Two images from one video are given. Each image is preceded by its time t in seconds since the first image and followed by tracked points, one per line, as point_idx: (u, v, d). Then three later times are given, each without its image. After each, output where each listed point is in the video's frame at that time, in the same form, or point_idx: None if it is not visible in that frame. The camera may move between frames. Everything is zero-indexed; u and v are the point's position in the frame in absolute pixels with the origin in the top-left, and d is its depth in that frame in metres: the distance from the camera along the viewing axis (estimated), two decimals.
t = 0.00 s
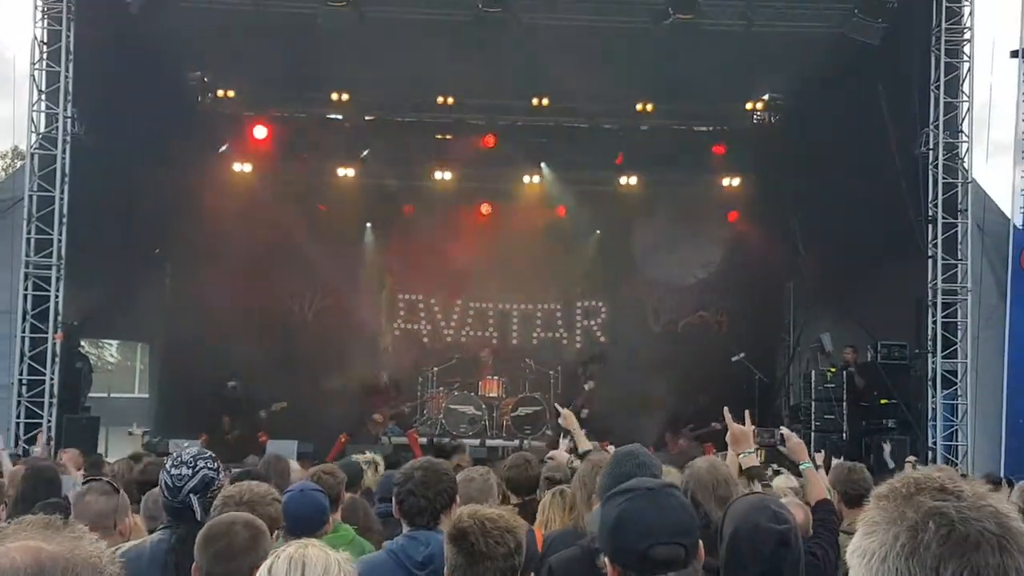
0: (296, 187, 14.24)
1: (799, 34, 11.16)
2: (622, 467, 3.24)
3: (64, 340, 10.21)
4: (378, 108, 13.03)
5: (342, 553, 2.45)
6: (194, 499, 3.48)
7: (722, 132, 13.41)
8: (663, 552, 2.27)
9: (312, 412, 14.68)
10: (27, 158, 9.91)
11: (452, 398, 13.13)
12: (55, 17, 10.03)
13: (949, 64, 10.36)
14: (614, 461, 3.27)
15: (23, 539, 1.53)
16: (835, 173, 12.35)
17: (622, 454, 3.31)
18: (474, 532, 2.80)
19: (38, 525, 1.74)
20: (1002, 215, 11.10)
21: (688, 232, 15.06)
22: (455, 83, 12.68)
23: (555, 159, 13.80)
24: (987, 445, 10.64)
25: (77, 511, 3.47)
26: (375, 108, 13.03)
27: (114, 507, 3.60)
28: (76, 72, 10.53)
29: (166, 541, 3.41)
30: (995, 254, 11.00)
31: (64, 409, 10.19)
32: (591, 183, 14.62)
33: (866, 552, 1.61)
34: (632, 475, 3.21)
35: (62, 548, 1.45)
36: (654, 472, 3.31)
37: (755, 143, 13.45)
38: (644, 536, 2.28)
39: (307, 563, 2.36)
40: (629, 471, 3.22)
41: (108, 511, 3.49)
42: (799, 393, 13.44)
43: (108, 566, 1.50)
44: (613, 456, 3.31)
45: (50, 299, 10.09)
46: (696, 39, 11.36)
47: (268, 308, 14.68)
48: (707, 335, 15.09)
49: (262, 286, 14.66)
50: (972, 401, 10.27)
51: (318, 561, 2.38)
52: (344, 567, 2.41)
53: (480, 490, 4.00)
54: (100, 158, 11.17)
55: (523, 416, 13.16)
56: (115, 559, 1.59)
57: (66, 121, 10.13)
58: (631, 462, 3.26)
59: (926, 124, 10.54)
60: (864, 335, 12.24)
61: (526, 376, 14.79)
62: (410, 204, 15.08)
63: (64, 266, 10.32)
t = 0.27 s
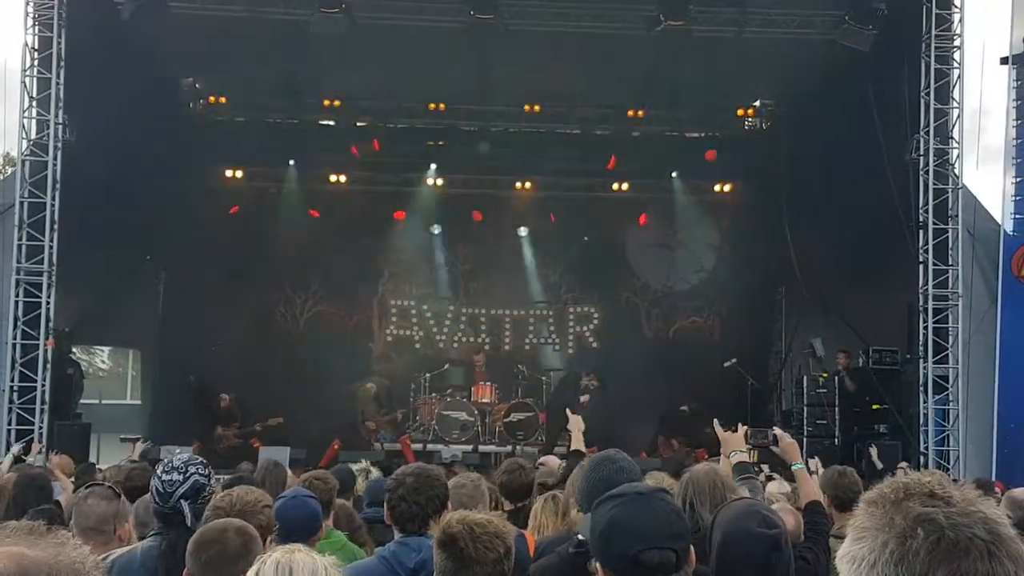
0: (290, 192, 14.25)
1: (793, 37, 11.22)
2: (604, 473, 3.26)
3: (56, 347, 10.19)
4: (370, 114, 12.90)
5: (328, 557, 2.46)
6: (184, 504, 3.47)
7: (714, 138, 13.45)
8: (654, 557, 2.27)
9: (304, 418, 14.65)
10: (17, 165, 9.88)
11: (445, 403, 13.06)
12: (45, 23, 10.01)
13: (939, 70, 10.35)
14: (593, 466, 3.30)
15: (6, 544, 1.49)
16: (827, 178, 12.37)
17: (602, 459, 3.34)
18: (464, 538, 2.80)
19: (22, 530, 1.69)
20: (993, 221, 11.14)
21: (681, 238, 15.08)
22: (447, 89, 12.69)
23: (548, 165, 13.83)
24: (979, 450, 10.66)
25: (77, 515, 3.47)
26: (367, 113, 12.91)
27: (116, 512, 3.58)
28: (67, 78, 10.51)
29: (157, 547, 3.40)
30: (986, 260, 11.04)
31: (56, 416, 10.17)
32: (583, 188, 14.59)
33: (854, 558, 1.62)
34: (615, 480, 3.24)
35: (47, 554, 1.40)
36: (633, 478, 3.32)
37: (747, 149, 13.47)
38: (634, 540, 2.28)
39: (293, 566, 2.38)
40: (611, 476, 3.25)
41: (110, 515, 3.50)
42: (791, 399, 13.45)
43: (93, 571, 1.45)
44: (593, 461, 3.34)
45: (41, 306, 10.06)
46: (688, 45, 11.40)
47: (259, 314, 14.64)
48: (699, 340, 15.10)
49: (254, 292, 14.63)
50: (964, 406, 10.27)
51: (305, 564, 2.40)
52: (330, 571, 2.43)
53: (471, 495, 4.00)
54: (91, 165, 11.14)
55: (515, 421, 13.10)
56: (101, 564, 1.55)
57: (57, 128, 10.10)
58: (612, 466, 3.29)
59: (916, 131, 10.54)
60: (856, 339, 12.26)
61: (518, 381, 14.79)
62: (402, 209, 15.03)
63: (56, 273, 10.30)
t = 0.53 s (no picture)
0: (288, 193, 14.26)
1: (791, 39, 11.21)
2: (598, 473, 3.27)
3: (54, 347, 10.18)
4: (368, 115, 13.01)
5: (328, 556, 2.46)
6: (184, 504, 3.48)
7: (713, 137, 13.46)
8: (653, 554, 2.26)
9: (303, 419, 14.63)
10: (16, 165, 9.89)
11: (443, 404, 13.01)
12: (43, 23, 10.02)
13: (938, 69, 10.41)
14: (583, 466, 3.31)
15: (5, 542, 1.49)
16: (824, 178, 12.39)
17: (592, 459, 3.35)
18: (463, 535, 2.79)
19: (21, 528, 1.68)
20: (992, 220, 11.16)
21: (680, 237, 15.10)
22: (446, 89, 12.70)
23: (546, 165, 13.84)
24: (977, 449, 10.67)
25: (82, 517, 3.47)
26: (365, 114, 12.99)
27: (124, 511, 3.58)
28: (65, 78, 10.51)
29: (156, 546, 3.40)
30: (984, 259, 11.06)
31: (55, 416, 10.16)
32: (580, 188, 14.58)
33: (854, 555, 1.62)
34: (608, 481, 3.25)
35: (45, 551, 1.41)
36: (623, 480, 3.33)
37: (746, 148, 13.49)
38: (636, 537, 2.28)
39: (294, 564, 2.37)
40: (603, 477, 3.26)
41: (118, 514, 3.49)
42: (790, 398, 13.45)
43: (91, 568, 1.45)
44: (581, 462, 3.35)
45: (39, 306, 10.06)
46: (686, 44, 11.40)
47: (258, 315, 14.65)
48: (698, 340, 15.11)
49: (253, 292, 14.63)
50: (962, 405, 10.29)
51: (306, 562, 2.40)
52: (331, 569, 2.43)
53: (469, 493, 3.99)
54: (89, 166, 11.14)
55: (515, 421, 12.92)
56: (98, 562, 1.55)
57: (55, 128, 10.10)
58: (602, 466, 3.30)
59: (916, 129, 10.60)
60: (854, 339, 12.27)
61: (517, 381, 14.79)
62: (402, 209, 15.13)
63: (54, 274, 10.29)
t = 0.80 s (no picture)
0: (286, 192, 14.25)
1: (789, 37, 11.23)
2: (600, 473, 3.28)
3: (54, 348, 10.18)
4: (367, 114, 13.03)
5: (330, 555, 2.47)
6: (185, 503, 3.47)
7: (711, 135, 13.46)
8: (654, 551, 2.26)
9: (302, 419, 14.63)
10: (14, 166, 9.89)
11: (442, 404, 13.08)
12: (42, 24, 10.02)
13: (936, 67, 10.40)
14: (586, 466, 3.31)
15: (6, 542, 1.48)
16: (823, 177, 12.40)
17: (596, 458, 3.36)
18: (464, 533, 2.79)
19: (23, 528, 1.68)
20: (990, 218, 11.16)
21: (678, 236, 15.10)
22: (445, 88, 12.70)
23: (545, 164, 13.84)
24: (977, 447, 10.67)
25: (85, 516, 3.47)
26: (364, 113, 13.00)
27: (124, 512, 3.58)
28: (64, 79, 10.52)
29: (156, 547, 3.39)
30: (983, 256, 11.06)
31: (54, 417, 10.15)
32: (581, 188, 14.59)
33: (855, 553, 1.62)
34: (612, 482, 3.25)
35: (46, 551, 1.40)
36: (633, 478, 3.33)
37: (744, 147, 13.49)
38: (637, 533, 2.28)
39: (297, 563, 2.37)
40: (607, 477, 3.26)
41: (116, 516, 3.49)
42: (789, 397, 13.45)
43: (92, 568, 1.45)
44: (585, 461, 3.35)
45: (39, 307, 10.06)
46: (685, 43, 11.41)
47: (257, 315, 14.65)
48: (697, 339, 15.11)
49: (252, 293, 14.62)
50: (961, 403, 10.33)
51: (308, 561, 2.40)
52: (334, 569, 2.43)
53: (469, 493, 3.99)
54: (89, 166, 11.15)
55: (513, 421, 13.03)
56: (100, 561, 1.55)
57: (54, 129, 10.10)
58: (607, 466, 3.30)
59: (913, 128, 10.58)
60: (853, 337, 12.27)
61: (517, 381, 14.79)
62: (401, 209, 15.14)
63: (53, 275, 10.30)
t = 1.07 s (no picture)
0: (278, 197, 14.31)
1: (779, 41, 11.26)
2: (597, 474, 3.29)
3: (46, 353, 10.16)
4: (360, 118, 13.04)
5: (326, 559, 2.47)
6: (178, 507, 3.48)
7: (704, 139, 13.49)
8: (649, 553, 2.27)
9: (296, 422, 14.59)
10: (5, 171, 9.87)
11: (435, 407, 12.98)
12: (34, 28, 10.01)
13: (928, 71, 10.43)
14: (587, 468, 3.32)
15: (1, 547, 1.49)
16: (815, 180, 12.42)
17: (597, 460, 3.36)
18: (458, 537, 2.80)
19: (17, 532, 1.68)
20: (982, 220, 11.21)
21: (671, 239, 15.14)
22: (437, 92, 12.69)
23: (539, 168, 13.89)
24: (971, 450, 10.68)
25: (78, 520, 3.47)
26: (357, 118, 13.02)
27: (117, 516, 3.57)
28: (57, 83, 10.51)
29: (149, 551, 3.39)
30: (975, 259, 11.10)
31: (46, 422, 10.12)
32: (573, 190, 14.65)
33: (850, 556, 1.62)
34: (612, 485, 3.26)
35: (40, 556, 1.40)
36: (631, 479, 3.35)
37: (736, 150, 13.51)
38: (632, 536, 2.29)
39: (293, 567, 2.37)
40: (607, 480, 3.27)
41: (111, 519, 3.49)
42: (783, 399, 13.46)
43: (86, 572, 1.44)
44: (586, 463, 3.36)
45: (31, 312, 10.04)
46: (676, 47, 11.43)
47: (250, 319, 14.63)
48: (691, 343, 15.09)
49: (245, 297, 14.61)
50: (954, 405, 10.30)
51: (303, 564, 2.40)
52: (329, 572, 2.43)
53: (463, 496, 3.99)
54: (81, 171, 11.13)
55: (507, 424, 13.12)
56: (94, 566, 1.55)
57: (46, 134, 10.08)
58: (607, 468, 3.31)
59: (905, 131, 10.62)
60: (846, 340, 12.28)
61: (510, 384, 14.80)
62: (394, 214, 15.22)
63: (45, 279, 10.28)
